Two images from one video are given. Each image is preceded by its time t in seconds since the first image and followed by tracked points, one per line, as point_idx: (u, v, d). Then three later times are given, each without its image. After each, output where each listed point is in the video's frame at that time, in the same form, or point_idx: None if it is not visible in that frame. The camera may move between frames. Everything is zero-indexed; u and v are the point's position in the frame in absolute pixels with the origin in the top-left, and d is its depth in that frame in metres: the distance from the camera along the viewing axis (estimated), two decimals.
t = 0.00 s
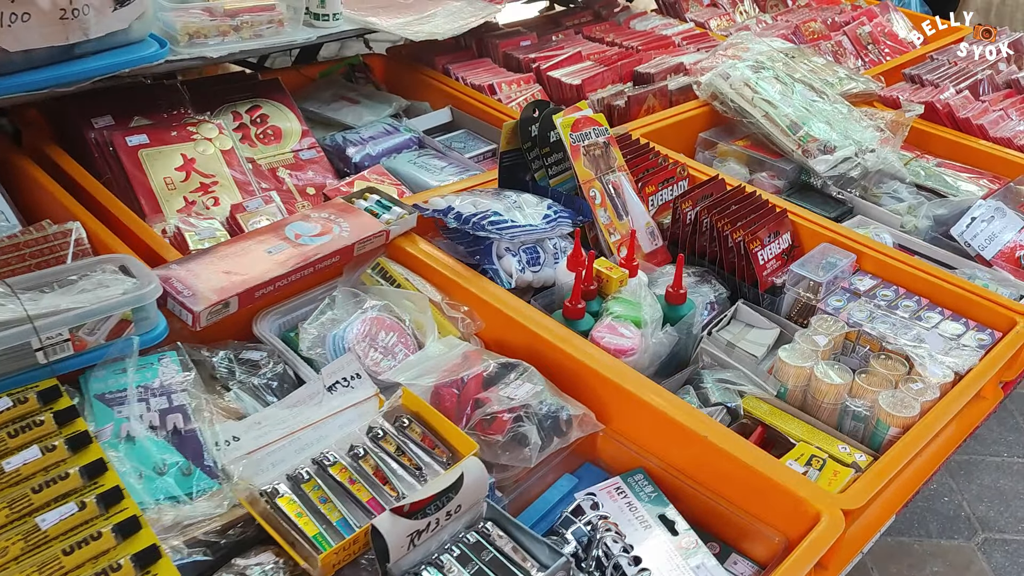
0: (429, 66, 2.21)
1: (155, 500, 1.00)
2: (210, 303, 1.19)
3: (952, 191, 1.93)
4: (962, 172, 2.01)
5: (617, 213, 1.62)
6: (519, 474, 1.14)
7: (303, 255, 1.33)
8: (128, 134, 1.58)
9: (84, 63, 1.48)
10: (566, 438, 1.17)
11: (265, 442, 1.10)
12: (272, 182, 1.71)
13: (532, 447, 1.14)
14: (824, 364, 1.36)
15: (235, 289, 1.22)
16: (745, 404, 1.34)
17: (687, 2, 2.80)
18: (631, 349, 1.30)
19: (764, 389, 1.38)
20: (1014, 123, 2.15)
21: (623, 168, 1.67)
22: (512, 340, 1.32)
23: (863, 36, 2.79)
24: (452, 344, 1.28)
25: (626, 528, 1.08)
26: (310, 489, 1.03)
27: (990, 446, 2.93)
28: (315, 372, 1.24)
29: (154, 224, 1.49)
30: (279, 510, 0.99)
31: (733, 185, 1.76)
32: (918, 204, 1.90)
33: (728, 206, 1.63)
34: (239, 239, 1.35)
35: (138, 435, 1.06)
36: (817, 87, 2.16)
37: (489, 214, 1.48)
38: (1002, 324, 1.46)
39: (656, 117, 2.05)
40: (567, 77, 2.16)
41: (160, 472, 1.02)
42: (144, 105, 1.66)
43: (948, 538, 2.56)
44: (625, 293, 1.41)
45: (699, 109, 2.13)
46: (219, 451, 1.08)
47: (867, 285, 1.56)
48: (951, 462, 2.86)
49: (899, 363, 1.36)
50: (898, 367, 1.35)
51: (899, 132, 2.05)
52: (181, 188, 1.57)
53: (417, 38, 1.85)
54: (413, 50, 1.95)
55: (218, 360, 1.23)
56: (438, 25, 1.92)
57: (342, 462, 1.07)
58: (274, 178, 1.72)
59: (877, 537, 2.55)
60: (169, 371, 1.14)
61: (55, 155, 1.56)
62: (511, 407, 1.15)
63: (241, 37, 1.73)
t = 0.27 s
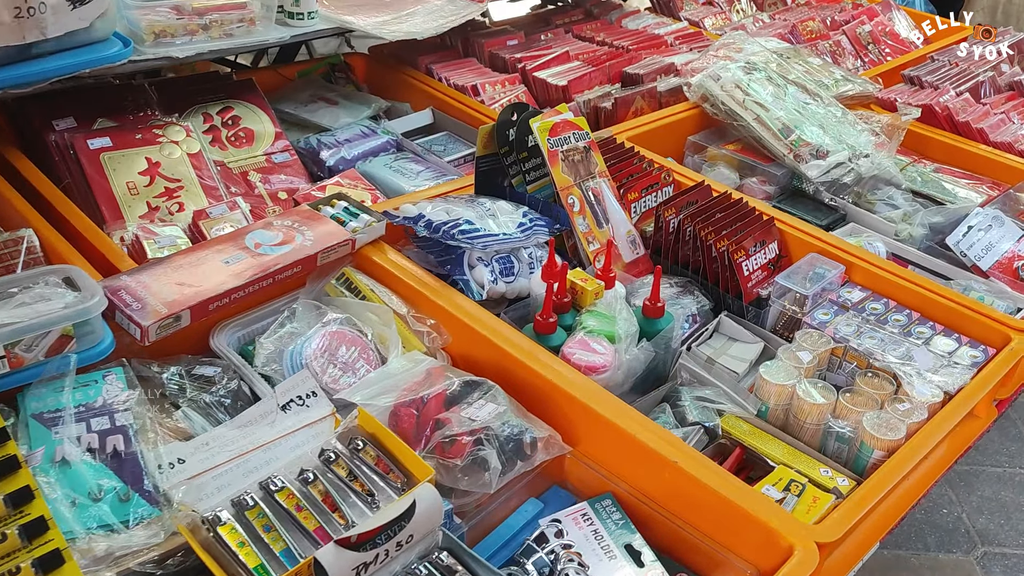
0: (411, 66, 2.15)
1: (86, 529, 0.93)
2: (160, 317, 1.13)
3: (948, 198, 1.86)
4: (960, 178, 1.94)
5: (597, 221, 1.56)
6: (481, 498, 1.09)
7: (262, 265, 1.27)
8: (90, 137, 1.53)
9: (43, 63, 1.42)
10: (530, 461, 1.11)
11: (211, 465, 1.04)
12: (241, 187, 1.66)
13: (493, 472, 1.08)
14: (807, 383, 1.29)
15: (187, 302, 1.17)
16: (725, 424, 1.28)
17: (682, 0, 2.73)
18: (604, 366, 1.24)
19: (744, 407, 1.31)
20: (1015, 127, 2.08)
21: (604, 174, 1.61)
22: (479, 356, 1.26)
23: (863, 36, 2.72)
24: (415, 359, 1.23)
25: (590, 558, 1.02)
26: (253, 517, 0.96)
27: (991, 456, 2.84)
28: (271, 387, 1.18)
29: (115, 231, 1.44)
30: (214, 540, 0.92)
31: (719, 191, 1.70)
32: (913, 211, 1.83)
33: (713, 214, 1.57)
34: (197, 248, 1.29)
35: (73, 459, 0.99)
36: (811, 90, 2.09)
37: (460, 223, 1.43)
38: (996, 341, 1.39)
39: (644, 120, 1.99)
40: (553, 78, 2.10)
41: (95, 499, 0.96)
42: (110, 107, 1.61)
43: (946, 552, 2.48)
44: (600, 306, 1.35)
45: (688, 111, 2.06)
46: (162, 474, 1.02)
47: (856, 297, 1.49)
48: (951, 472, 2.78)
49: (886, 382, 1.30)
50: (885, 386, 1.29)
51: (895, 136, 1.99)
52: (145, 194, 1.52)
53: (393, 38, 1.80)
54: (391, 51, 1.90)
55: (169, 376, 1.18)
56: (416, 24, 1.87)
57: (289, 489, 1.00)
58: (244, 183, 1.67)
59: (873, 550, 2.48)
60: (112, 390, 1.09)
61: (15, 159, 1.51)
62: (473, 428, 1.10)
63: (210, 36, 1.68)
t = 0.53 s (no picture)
0: (393, 66, 2.09)
1: (24, 554, 0.89)
2: (114, 329, 1.09)
3: (942, 204, 1.81)
4: (954, 183, 1.89)
5: (576, 227, 1.52)
6: (444, 519, 1.05)
7: (224, 274, 1.23)
8: (55, 140, 1.49)
9: (6, 62, 1.37)
10: (495, 481, 1.08)
11: (162, 484, 1.00)
12: (213, 192, 1.63)
13: (455, 492, 1.05)
14: (788, 398, 1.25)
15: (144, 313, 1.13)
16: (702, 440, 1.23)
17: None
18: (576, 380, 1.19)
19: (722, 423, 1.27)
20: (1013, 130, 2.03)
21: (584, 179, 1.57)
22: (447, 369, 1.22)
23: (859, 35, 2.67)
24: (381, 372, 1.19)
25: None
26: (202, 540, 0.91)
27: (989, 463, 2.78)
28: (230, 401, 1.14)
29: (80, 237, 1.41)
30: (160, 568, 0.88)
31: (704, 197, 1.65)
32: (905, 217, 1.78)
33: (696, 221, 1.52)
34: (157, 256, 1.26)
35: (14, 480, 0.94)
36: (802, 92, 2.05)
37: (432, 230, 1.38)
38: (985, 354, 1.34)
39: (631, 122, 1.94)
40: (538, 78, 2.05)
41: (35, 521, 0.92)
42: (78, 110, 1.59)
43: (942, 562, 2.42)
44: (574, 317, 1.31)
45: (677, 113, 2.01)
46: (109, 494, 0.97)
47: (842, 307, 1.45)
48: (949, 479, 2.71)
49: (869, 398, 1.25)
50: (868, 401, 1.25)
51: (888, 140, 1.94)
52: (112, 199, 1.48)
53: (371, 39, 1.76)
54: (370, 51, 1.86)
55: (125, 391, 1.14)
56: (396, 24, 1.83)
57: (241, 509, 0.97)
58: (215, 188, 1.64)
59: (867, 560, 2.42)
60: (60, 405, 1.05)
61: None
62: (436, 446, 1.06)
63: (182, 36, 1.64)
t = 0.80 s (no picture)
0: (387, 64, 2.05)
1: None
2: (85, 339, 1.05)
3: (947, 206, 1.76)
4: (960, 184, 1.84)
5: (569, 231, 1.48)
6: (426, 537, 1.01)
7: (203, 281, 1.20)
8: (35, 141, 1.46)
9: None
10: (479, 498, 1.04)
11: (133, 501, 0.96)
12: (198, 194, 1.59)
13: (437, 510, 1.00)
14: (785, 409, 1.20)
15: (117, 322, 1.09)
16: (696, 452, 1.19)
17: None
18: (565, 391, 1.15)
19: (717, 435, 1.22)
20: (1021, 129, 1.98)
21: (578, 181, 1.53)
22: (432, 380, 1.18)
23: (864, 32, 2.62)
24: (364, 383, 1.15)
25: None
26: (170, 561, 0.87)
27: (997, 468, 2.72)
28: (207, 413, 1.10)
29: (57, 240, 1.37)
30: None
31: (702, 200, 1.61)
32: (910, 220, 1.74)
33: (692, 224, 1.48)
34: (134, 261, 1.22)
35: None
36: (803, 91, 2.00)
37: (420, 234, 1.34)
38: (991, 363, 1.30)
39: (628, 122, 1.90)
40: (534, 76, 2.01)
41: None
42: (59, 110, 1.56)
43: (948, 570, 2.36)
44: (565, 325, 1.27)
45: (676, 112, 1.97)
46: (78, 512, 0.94)
47: (843, 314, 1.40)
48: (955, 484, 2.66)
49: (870, 409, 1.21)
50: (869, 413, 1.20)
51: (892, 139, 1.89)
52: (92, 201, 1.45)
53: (360, 37, 1.72)
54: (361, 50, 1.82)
55: (97, 402, 1.11)
56: (386, 22, 1.79)
57: (212, 528, 0.92)
58: (199, 190, 1.60)
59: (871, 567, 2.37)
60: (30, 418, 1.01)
61: None
62: (418, 462, 1.02)
63: (166, 34, 1.60)
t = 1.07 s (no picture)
0: (381, 68, 2.01)
1: None
2: (58, 360, 1.02)
3: (954, 213, 1.71)
4: (968, 191, 1.80)
5: (563, 242, 1.43)
6: (409, 569, 0.97)
7: (183, 298, 1.16)
8: (16, 150, 1.43)
9: None
10: (465, 527, 1.00)
11: (104, 531, 0.92)
12: (185, 203, 1.56)
13: (420, 540, 0.97)
14: (784, 430, 1.16)
15: (92, 341, 1.06)
16: (691, 474, 1.16)
17: None
18: (556, 413, 1.11)
19: (714, 458, 1.17)
20: None
21: (573, 191, 1.49)
22: (418, 400, 1.14)
23: (870, 32, 2.57)
24: (348, 403, 1.11)
25: None
26: None
27: (1005, 475, 2.67)
28: (185, 436, 1.07)
29: (37, 253, 1.34)
30: None
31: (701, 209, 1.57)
32: (916, 228, 1.69)
33: (690, 235, 1.44)
34: (112, 277, 1.18)
35: None
36: (807, 94, 1.96)
37: (409, 247, 1.30)
38: (999, 382, 1.25)
39: (627, 126, 1.85)
40: (531, 80, 1.96)
41: None
42: (43, 116, 1.53)
43: None
44: (557, 342, 1.23)
45: (676, 116, 1.92)
46: (47, 542, 0.90)
47: (845, 329, 1.36)
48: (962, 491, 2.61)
49: (873, 430, 1.16)
50: (872, 435, 1.15)
51: (898, 145, 1.84)
52: (74, 212, 1.42)
53: (351, 40, 1.67)
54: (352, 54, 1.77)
55: (72, 425, 1.08)
56: (378, 25, 1.75)
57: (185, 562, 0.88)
58: (186, 199, 1.56)
59: None
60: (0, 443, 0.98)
61: None
62: (401, 490, 0.98)
63: (152, 39, 1.56)
